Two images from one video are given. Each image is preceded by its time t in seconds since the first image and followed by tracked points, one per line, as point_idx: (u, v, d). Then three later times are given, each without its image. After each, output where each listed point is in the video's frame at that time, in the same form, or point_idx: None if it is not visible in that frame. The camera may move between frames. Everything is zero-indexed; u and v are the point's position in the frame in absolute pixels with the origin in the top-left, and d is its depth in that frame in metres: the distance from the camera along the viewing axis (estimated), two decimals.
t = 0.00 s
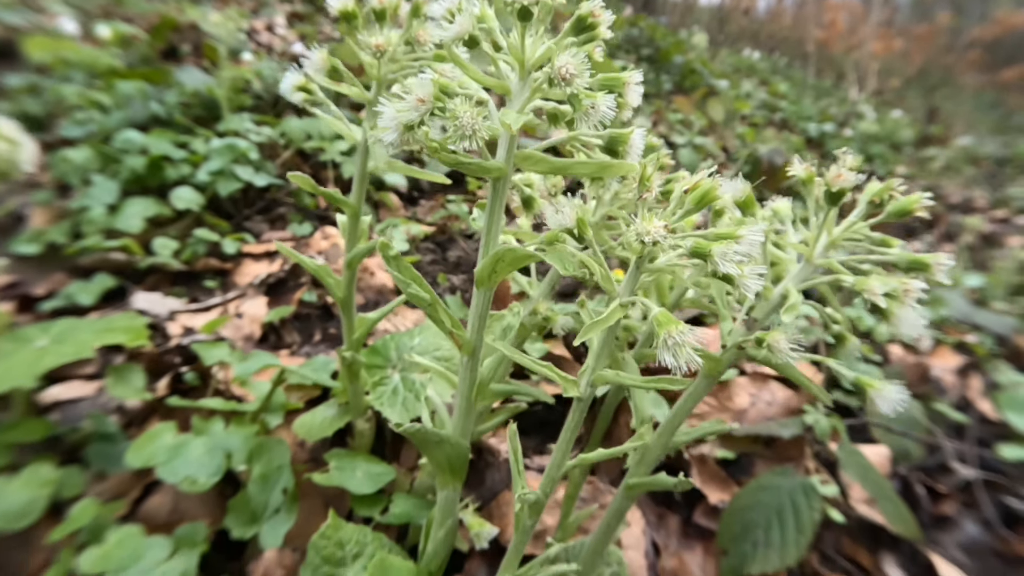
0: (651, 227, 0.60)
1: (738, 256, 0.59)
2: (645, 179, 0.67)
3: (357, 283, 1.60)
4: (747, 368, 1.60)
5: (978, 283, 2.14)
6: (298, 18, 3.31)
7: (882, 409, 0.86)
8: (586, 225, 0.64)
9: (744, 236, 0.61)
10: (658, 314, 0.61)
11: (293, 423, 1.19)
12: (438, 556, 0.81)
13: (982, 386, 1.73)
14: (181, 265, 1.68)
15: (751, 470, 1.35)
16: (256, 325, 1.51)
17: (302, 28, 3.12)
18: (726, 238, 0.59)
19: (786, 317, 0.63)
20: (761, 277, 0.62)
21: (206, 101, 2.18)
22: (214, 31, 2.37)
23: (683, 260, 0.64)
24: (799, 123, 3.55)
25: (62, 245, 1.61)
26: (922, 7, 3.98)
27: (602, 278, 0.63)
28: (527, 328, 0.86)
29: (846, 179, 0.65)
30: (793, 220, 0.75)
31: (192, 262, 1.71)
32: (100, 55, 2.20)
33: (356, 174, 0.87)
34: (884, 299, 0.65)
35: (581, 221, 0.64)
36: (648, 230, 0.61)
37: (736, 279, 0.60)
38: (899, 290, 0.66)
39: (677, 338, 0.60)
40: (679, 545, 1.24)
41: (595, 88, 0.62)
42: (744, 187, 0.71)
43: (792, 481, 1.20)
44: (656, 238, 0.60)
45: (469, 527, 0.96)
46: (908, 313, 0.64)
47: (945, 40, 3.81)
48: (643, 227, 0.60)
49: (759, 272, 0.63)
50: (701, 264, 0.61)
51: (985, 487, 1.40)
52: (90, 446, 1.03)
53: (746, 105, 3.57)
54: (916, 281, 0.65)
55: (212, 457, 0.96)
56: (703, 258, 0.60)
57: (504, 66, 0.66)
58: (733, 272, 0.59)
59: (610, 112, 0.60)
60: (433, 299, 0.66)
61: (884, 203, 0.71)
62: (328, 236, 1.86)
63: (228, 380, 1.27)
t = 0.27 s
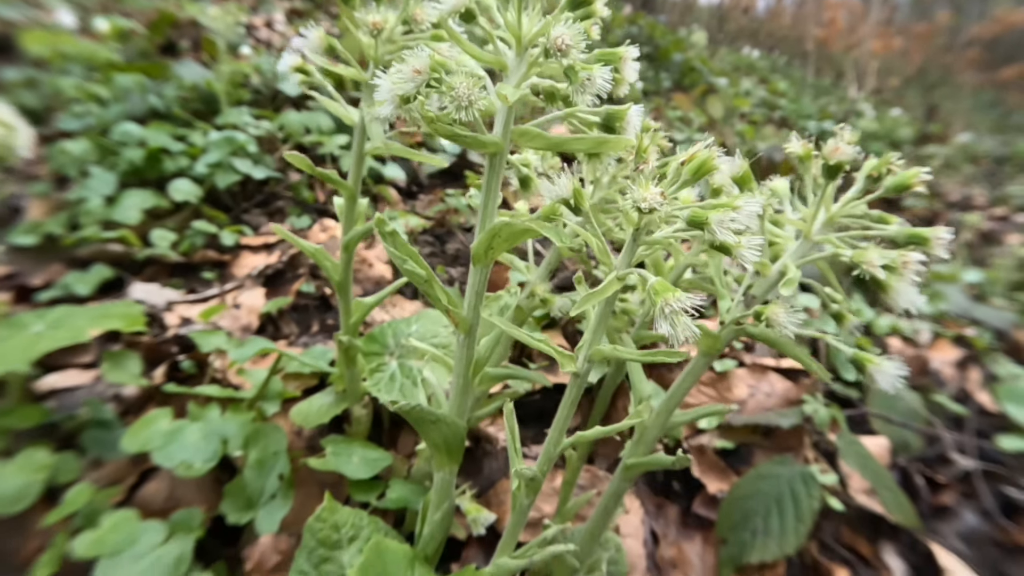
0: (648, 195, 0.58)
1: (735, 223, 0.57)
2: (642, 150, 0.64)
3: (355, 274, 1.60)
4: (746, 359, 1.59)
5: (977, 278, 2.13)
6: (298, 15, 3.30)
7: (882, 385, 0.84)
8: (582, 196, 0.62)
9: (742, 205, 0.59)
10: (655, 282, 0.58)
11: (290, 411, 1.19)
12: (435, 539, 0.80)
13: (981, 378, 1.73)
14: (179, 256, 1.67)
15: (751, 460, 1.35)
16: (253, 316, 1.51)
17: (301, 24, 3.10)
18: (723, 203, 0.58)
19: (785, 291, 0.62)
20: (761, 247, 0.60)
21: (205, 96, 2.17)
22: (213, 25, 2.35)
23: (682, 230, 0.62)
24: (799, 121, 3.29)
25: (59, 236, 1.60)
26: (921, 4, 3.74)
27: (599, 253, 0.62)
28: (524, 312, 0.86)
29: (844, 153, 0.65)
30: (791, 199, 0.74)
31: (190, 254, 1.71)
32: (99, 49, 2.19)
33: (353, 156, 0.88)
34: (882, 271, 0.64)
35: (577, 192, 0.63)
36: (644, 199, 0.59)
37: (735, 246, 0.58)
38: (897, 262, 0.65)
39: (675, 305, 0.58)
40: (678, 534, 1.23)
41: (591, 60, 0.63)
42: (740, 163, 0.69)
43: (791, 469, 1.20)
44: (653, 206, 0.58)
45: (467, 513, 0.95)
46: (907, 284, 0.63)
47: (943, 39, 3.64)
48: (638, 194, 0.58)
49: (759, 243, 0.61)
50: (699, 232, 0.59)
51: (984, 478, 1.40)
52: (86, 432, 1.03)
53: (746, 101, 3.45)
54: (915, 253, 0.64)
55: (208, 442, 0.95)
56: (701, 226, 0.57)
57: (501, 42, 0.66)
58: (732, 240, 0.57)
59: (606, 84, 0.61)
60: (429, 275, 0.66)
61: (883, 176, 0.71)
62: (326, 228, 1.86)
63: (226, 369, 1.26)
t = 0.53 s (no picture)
0: (642, 174, 0.57)
1: (731, 204, 0.56)
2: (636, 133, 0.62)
3: (352, 270, 1.60)
4: (744, 355, 1.58)
5: (976, 277, 2.11)
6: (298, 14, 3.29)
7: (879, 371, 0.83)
8: (576, 179, 0.61)
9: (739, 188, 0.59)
10: (650, 265, 0.57)
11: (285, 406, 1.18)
12: (428, 533, 0.79)
13: (981, 376, 1.72)
14: (174, 252, 1.66)
15: (749, 456, 1.34)
16: (249, 311, 1.50)
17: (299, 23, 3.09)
18: (718, 184, 0.57)
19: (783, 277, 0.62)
20: (756, 231, 0.60)
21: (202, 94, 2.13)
22: (211, 22, 2.33)
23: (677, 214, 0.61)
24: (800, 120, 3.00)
25: (54, 233, 1.58)
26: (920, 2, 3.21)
27: (594, 237, 0.62)
28: (519, 304, 0.85)
29: (842, 138, 0.64)
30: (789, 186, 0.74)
31: (186, 250, 1.69)
32: (96, 46, 2.18)
33: (346, 146, 0.87)
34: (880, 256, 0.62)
35: (571, 175, 0.63)
36: (638, 179, 0.57)
37: (731, 228, 0.57)
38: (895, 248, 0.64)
39: (670, 286, 0.56)
40: (676, 531, 1.22)
41: (585, 43, 0.63)
42: (736, 150, 0.68)
43: (790, 465, 1.19)
44: (647, 185, 0.57)
45: (461, 508, 0.96)
46: (904, 270, 0.62)
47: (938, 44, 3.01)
48: (632, 174, 0.57)
49: (754, 226, 0.60)
50: (694, 215, 0.58)
51: (985, 477, 1.38)
52: (78, 427, 1.02)
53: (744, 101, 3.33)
54: (914, 238, 0.62)
55: (200, 436, 0.94)
56: (696, 209, 0.57)
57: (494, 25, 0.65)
58: (727, 222, 0.56)
59: (600, 67, 0.62)
60: (422, 262, 0.65)
61: (881, 162, 0.70)
62: (323, 225, 1.85)
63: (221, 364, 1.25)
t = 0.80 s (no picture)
0: (639, 141, 0.56)
1: (729, 173, 0.56)
2: (634, 105, 0.61)
3: (349, 262, 1.59)
4: (743, 348, 1.58)
5: (976, 272, 2.11)
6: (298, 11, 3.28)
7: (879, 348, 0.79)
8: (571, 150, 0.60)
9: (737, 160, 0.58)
10: (646, 237, 0.56)
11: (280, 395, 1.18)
12: (423, 519, 0.78)
13: (981, 370, 1.71)
14: (171, 245, 1.65)
15: (748, 447, 1.33)
16: (245, 302, 1.50)
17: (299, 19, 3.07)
18: (717, 154, 0.56)
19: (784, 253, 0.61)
20: (756, 204, 0.59)
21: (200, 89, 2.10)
22: (208, 16, 2.28)
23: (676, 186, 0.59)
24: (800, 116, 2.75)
25: (50, 226, 1.54)
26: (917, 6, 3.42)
27: (590, 212, 0.61)
28: (515, 289, 0.85)
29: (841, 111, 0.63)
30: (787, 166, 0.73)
31: (183, 243, 1.68)
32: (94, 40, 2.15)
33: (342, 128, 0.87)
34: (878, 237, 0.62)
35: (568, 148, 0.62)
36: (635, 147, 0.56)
37: (731, 199, 0.56)
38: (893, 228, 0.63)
39: (669, 258, 0.55)
40: (675, 522, 1.21)
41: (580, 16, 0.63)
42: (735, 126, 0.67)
43: (789, 455, 1.18)
44: (644, 153, 0.55)
45: (457, 496, 0.94)
46: (904, 248, 0.61)
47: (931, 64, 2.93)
48: (629, 140, 0.56)
49: (754, 200, 0.59)
50: (692, 185, 0.57)
51: (985, 469, 1.37)
52: (69, 416, 1.00)
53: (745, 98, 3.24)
54: (916, 211, 0.62)
55: (192, 424, 0.93)
56: (695, 178, 0.56)
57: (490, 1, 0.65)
58: (726, 191, 0.55)
59: (596, 40, 0.62)
60: (416, 240, 0.65)
61: (882, 137, 0.69)
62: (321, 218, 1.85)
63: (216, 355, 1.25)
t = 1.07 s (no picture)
0: (637, 93, 0.55)
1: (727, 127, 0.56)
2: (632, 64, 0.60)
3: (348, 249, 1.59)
4: (743, 334, 1.56)
5: (975, 263, 2.10)
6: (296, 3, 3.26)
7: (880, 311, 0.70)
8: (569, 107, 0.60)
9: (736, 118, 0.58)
10: (644, 189, 0.56)
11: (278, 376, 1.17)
12: (421, 491, 0.76)
13: (980, 356, 1.72)
14: (170, 230, 1.64)
15: (747, 430, 1.33)
16: (244, 287, 1.50)
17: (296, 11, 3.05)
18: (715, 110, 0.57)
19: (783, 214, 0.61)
20: (754, 162, 0.59)
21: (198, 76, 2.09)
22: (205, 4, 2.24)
23: (674, 145, 0.59)
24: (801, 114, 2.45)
25: (48, 210, 1.52)
26: None
27: (588, 171, 0.61)
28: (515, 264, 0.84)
29: (839, 71, 0.64)
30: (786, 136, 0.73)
31: (181, 229, 1.68)
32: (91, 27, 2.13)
33: (342, 100, 0.88)
34: (876, 195, 0.62)
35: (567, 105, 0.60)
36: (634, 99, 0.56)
37: (729, 153, 0.56)
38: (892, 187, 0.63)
39: (666, 209, 0.55)
40: (674, 504, 1.21)
41: None
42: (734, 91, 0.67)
43: (788, 436, 1.18)
44: (643, 105, 0.55)
45: (456, 472, 0.94)
46: (903, 205, 0.61)
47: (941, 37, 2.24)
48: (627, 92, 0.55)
49: (752, 158, 0.59)
50: (690, 141, 0.57)
51: (984, 451, 1.37)
52: (69, 391, 0.99)
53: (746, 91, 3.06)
54: (915, 168, 0.61)
55: (191, 399, 0.93)
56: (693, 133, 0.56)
57: None
58: (724, 144, 0.55)
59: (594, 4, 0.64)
60: (414, 205, 0.65)
61: (881, 99, 0.69)
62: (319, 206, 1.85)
63: (215, 336, 1.25)
